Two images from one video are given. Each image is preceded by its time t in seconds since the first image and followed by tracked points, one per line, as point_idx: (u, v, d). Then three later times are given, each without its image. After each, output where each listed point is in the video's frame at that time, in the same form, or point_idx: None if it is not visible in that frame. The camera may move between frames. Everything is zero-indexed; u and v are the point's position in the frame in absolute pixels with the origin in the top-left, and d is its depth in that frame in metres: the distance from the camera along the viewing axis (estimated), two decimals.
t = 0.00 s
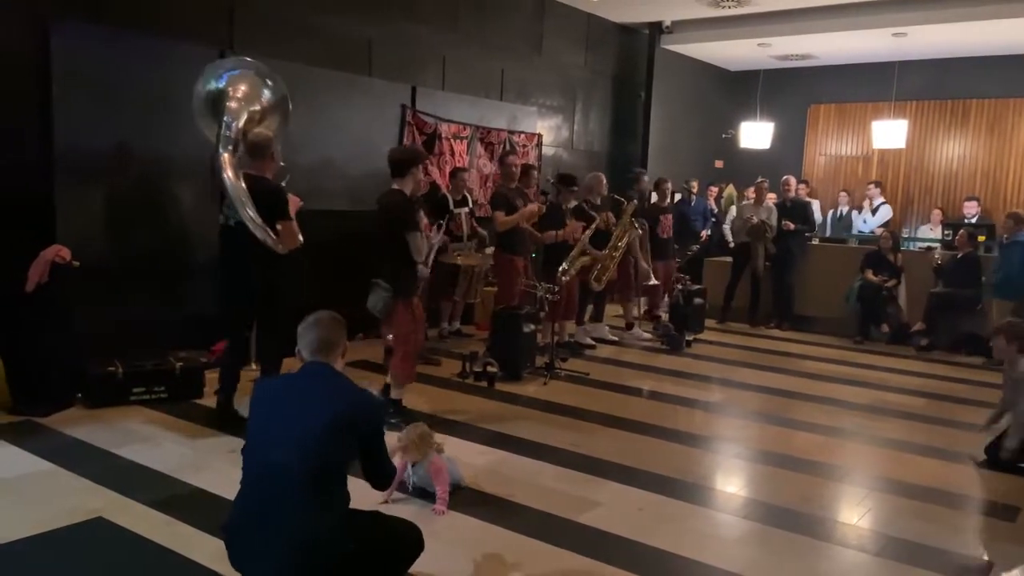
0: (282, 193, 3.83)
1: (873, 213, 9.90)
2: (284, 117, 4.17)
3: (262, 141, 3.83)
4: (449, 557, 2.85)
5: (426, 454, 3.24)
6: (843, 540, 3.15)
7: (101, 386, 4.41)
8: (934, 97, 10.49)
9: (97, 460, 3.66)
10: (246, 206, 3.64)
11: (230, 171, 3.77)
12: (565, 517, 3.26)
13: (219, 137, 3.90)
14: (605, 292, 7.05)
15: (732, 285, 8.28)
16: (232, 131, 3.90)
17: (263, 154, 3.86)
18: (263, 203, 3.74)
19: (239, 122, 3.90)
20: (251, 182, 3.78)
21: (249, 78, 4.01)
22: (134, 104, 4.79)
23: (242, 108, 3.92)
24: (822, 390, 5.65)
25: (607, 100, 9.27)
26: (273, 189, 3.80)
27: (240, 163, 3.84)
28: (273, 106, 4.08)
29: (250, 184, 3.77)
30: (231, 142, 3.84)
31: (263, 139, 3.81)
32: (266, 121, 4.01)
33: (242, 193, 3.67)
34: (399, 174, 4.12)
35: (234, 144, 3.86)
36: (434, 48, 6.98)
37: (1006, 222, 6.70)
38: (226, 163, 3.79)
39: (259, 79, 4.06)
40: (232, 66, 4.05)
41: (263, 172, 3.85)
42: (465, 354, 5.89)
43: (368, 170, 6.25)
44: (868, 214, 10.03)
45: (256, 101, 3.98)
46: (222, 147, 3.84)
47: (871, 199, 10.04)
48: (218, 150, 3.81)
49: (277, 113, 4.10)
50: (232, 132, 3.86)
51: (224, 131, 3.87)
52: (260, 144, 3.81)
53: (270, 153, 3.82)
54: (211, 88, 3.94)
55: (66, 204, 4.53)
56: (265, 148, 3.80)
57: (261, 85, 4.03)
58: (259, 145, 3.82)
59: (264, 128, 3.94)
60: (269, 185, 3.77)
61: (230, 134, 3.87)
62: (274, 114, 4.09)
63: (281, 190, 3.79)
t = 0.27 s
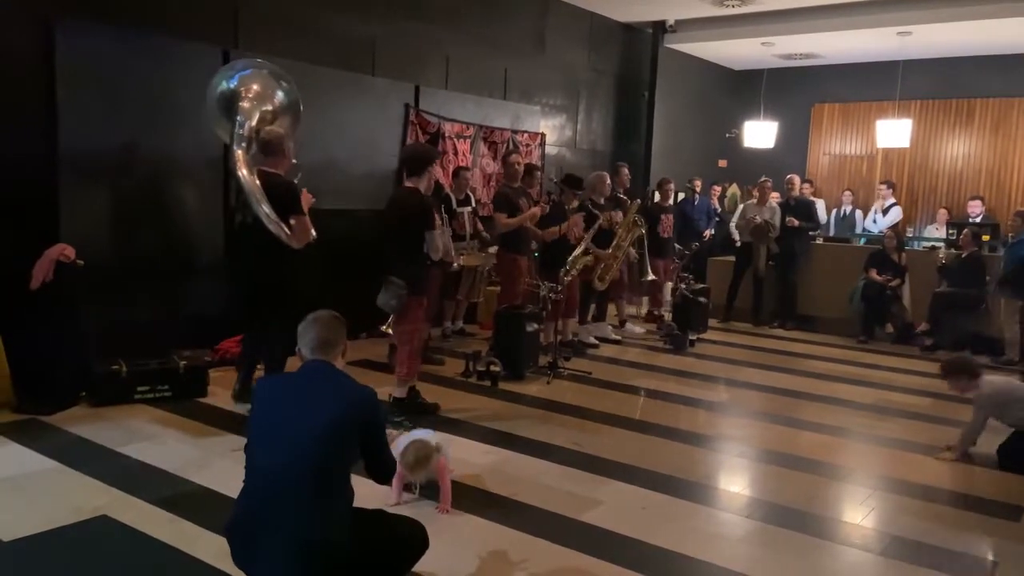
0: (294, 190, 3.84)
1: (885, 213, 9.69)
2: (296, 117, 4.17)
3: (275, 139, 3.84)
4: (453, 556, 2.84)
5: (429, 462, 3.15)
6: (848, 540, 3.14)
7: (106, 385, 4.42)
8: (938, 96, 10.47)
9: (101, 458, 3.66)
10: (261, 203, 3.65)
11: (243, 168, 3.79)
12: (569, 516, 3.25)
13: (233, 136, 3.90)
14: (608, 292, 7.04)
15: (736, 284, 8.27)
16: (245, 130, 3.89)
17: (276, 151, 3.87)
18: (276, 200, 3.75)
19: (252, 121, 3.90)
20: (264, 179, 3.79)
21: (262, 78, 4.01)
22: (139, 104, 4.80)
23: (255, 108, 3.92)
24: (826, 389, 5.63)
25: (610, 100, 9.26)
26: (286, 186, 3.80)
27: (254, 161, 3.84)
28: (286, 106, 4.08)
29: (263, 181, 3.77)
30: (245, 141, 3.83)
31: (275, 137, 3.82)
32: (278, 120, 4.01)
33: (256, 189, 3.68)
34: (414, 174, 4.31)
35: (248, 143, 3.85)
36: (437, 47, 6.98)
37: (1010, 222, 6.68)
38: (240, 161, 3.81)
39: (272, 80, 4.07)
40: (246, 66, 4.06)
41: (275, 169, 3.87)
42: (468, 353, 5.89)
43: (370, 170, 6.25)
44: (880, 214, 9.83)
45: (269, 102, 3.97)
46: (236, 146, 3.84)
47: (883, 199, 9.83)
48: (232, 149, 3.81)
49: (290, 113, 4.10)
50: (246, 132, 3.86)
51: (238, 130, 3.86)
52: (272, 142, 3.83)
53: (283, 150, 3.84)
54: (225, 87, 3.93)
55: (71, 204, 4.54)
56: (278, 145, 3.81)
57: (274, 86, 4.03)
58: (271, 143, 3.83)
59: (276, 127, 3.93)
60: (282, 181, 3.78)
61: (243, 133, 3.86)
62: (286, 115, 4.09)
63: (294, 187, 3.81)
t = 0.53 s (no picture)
0: (299, 191, 3.83)
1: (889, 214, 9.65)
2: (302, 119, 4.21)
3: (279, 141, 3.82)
4: (455, 555, 2.85)
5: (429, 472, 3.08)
6: (849, 540, 3.14)
7: (109, 384, 4.43)
8: (940, 96, 10.46)
9: (104, 457, 3.66)
10: (266, 207, 3.62)
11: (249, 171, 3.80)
12: (571, 516, 3.25)
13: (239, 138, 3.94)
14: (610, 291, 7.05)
15: (737, 284, 8.28)
16: (250, 133, 3.93)
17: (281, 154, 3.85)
18: (281, 202, 3.74)
19: (256, 124, 3.95)
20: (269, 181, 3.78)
21: (268, 83, 4.08)
22: (141, 104, 4.81)
23: (259, 111, 3.96)
24: (828, 389, 5.63)
25: (612, 100, 9.26)
26: (290, 189, 3.79)
27: (258, 163, 3.84)
28: (291, 110, 4.12)
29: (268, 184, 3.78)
30: (249, 143, 3.86)
31: (279, 140, 3.80)
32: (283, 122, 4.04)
33: (261, 193, 3.67)
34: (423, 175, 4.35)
35: (253, 145, 3.88)
36: (439, 47, 6.98)
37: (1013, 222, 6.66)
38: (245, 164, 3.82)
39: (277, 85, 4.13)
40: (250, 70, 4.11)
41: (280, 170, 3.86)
42: (470, 353, 5.89)
43: (371, 170, 6.23)
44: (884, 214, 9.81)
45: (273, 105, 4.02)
46: (241, 148, 3.86)
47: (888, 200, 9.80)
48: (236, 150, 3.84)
49: (295, 116, 4.13)
50: (250, 134, 3.90)
51: (243, 132, 3.91)
52: (276, 144, 3.81)
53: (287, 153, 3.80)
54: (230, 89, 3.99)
55: (72, 203, 4.54)
56: (281, 149, 3.79)
57: (278, 90, 4.09)
58: (275, 146, 3.82)
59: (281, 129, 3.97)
60: (287, 183, 3.76)
61: (248, 135, 3.90)
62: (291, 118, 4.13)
63: (299, 189, 3.78)
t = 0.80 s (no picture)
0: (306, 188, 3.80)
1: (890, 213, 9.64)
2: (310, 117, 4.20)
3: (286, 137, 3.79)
4: (458, 553, 2.85)
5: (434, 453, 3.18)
6: (852, 539, 3.14)
7: (111, 382, 4.43)
8: (942, 95, 10.45)
9: (106, 456, 3.67)
10: (269, 202, 3.66)
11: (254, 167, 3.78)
12: (573, 515, 3.25)
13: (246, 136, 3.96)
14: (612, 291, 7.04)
15: (740, 283, 8.28)
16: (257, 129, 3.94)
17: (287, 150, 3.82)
18: (286, 198, 3.72)
19: (264, 121, 3.95)
20: (275, 178, 3.74)
21: (277, 81, 4.09)
22: (144, 104, 4.81)
23: (267, 109, 3.97)
24: (830, 389, 5.63)
25: (614, 99, 9.25)
26: (297, 185, 3.76)
27: (264, 160, 3.82)
28: (298, 107, 4.11)
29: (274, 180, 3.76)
30: (256, 139, 3.86)
31: (285, 136, 3.77)
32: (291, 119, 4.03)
33: (266, 189, 3.68)
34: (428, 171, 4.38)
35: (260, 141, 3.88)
36: (441, 46, 6.98)
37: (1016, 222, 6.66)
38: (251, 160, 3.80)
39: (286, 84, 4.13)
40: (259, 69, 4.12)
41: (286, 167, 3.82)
42: (472, 352, 5.88)
43: (374, 170, 6.23)
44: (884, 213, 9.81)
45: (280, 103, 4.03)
46: (249, 145, 3.87)
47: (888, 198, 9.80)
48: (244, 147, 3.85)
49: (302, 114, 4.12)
50: (258, 130, 3.90)
51: (251, 130, 3.92)
52: (282, 141, 3.78)
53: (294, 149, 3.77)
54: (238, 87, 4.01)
55: (75, 201, 4.53)
56: (287, 144, 3.76)
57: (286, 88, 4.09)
58: (281, 142, 3.78)
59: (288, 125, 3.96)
60: (293, 180, 3.73)
61: (255, 132, 3.90)
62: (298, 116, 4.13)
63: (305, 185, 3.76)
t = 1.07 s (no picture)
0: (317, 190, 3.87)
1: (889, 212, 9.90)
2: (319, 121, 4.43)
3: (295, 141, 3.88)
4: (460, 552, 2.85)
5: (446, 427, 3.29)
6: (855, 539, 3.14)
7: (115, 380, 4.44)
8: (945, 94, 10.43)
9: (109, 454, 3.68)
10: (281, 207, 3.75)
11: (267, 173, 3.93)
12: (576, 514, 3.25)
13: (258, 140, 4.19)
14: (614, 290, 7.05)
15: (742, 282, 8.27)
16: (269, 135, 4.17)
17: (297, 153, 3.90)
18: (297, 201, 3.80)
19: (274, 126, 4.19)
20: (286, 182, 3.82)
21: (288, 87, 4.32)
22: (147, 103, 4.81)
23: (277, 114, 4.20)
24: (832, 388, 5.62)
25: (617, 98, 9.25)
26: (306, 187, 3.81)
27: (276, 165, 3.96)
28: (308, 112, 4.34)
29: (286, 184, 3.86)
30: (267, 144, 4.07)
31: (295, 140, 3.85)
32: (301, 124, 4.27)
33: (278, 194, 3.79)
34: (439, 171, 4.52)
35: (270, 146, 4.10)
36: (443, 45, 6.98)
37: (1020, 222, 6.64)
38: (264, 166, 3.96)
39: (296, 89, 4.37)
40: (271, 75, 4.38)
41: (298, 170, 3.88)
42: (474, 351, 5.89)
43: (376, 169, 6.23)
44: (884, 212, 10.00)
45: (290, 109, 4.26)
46: (260, 149, 4.09)
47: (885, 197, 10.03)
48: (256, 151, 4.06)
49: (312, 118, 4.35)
50: (267, 135, 4.13)
51: (262, 134, 4.14)
52: (292, 144, 3.84)
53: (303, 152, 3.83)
54: (250, 93, 4.27)
55: (78, 200, 4.53)
56: (297, 148, 3.82)
57: (296, 93, 4.33)
58: (292, 145, 3.85)
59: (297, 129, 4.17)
60: (303, 182, 3.78)
61: (266, 137, 4.13)
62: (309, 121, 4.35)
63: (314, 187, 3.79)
